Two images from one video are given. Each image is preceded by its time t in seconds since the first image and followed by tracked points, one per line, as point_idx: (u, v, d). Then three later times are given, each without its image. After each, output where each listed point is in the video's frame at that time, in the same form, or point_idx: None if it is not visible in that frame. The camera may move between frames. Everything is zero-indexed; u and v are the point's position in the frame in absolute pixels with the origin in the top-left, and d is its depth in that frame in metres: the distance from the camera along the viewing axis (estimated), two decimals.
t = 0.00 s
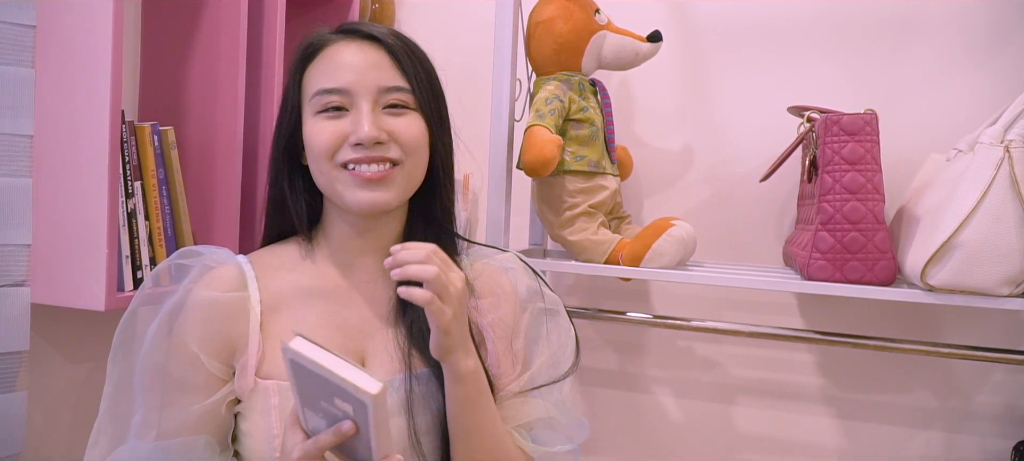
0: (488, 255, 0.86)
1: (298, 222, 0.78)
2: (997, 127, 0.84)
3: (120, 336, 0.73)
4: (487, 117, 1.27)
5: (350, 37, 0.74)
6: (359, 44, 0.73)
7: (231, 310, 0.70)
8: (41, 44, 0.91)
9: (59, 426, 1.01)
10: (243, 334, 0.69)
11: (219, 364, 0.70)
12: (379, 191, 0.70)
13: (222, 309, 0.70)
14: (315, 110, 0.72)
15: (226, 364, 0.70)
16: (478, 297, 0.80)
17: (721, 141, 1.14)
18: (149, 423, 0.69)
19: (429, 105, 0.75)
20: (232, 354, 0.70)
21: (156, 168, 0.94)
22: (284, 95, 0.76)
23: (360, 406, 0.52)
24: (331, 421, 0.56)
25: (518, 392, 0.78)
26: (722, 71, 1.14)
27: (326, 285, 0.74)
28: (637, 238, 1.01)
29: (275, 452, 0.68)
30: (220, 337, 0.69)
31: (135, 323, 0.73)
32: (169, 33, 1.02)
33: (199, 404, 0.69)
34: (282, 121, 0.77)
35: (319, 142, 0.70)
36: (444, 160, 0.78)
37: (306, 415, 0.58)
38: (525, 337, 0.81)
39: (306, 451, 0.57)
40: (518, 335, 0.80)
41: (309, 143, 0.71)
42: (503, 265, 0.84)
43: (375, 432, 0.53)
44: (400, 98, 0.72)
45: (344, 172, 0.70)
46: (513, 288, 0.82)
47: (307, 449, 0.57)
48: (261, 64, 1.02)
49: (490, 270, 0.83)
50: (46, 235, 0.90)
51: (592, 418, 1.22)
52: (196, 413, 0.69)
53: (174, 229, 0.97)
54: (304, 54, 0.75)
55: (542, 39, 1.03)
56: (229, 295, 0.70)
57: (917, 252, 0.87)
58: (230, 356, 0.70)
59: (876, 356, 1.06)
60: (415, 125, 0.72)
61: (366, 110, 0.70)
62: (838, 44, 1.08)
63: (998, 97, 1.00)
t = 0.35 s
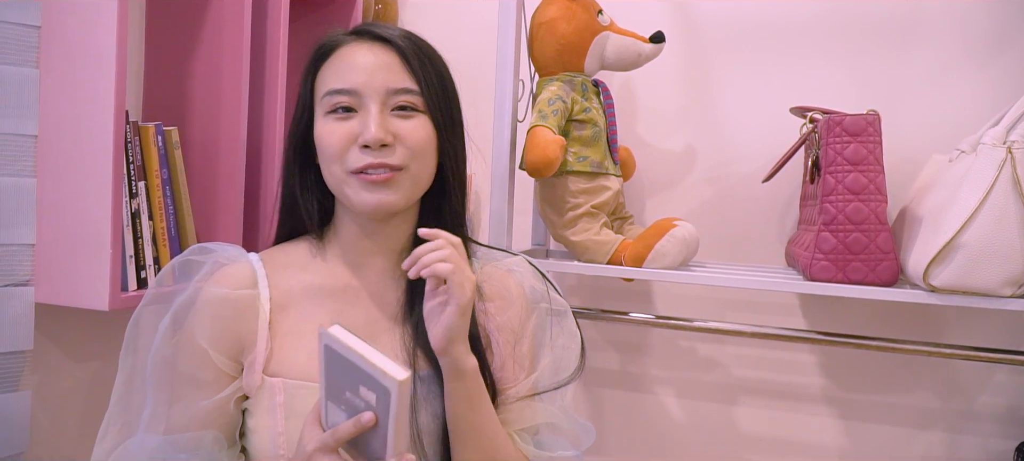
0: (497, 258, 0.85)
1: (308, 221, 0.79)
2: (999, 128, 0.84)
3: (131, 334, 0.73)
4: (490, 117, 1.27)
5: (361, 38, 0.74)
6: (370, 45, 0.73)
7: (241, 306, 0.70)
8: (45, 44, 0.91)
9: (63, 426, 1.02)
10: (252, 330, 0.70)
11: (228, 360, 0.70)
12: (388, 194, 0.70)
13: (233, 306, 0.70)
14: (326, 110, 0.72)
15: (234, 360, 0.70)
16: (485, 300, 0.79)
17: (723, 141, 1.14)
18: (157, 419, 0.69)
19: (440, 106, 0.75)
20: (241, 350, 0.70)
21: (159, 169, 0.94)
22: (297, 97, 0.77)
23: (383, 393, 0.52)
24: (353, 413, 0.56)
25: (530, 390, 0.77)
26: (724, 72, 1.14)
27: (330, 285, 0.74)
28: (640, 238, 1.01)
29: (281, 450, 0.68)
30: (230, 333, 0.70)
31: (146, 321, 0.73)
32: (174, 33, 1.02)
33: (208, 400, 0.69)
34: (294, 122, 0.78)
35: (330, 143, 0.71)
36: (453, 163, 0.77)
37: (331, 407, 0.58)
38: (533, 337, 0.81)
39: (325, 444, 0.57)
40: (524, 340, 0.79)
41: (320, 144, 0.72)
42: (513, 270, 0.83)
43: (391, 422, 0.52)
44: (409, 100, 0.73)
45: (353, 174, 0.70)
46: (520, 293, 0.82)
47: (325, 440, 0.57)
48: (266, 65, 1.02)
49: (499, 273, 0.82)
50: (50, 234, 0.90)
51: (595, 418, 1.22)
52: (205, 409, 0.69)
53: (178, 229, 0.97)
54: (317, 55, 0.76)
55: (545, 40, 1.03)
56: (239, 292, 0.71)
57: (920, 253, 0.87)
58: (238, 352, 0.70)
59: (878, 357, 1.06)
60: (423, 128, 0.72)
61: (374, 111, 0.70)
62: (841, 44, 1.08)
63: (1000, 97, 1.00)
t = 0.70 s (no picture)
0: (506, 261, 0.85)
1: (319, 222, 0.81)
2: (999, 128, 0.84)
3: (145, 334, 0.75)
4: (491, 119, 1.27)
5: (375, 40, 0.76)
6: (382, 47, 0.75)
7: (250, 307, 0.72)
8: (45, 46, 0.91)
9: (64, 429, 1.01)
10: (260, 330, 0.71)
11: (236, 359, 0.71)
12: (386, 193, 0.70)
13: (242, 306, 0.72)
14: (334, 108, 0.74)
15: (242, 360, 0.71)
16: (492, 303, 0.79)
17: (724, 142, 1.14)
18: (169, 416, 0.71)
19: (448, 110, 0.75)
20: (248, 350, 0.71)
21: (160, 170, 0.94)
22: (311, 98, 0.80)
23: (418, 378, 0.54)
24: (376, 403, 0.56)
25: (531, 403, 0.75)
26: (724, 72, 1.14)
27: (332, 286, 0.74)
28: (640, 239, 1.01)
29: (286, 449, 0.68)
30: (237, 333, 0.71)
31: (159, 320, 0.75)
32: (176, 34, 1.02)
33: (217, 398, 0.70)
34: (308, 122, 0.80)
35: (333, 140, 0.72)
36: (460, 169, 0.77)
37: (351, 398, 0.58)
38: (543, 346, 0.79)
39: (343, 431, 0.56)
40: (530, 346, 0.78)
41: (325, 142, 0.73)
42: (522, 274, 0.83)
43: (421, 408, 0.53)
44: (412, 101, 0.73)
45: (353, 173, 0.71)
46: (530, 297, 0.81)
47: (345, 425, 0.56)
48: (266, 65, 1.02)
49: (508, 278, 0.82)
50: (50, 237, 0.90)
51: (596, 419, 1.22)
52: (212, 407, 0.70)
53: (179, 231, 0.97)
54: (334, 54, 0.78)
55: (545, 41, 1.03)
56: (248, 293, 0.72)
57: (920, 253, 0.87)
58: (246, 352, 0.71)
59: (879, 357, 1.06)
60: (424, 131, 0.72)
61: (377, 110, 0.71)
62: (841, 44, 1.08)
63: (1001, 97, 1.00)
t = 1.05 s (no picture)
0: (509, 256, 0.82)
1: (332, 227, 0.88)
2: (999, 129, 0.84)
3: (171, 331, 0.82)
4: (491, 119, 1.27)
5: (390, 43, 0.78)
6: (395, 51, 0.76)
7: (260, 304, 0.78)
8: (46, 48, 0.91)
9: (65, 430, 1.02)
10: (265, 325, 0.77)
11: (244, 353, 0.77)
12: (386, 193, 0.72)
13: (252, 302, 0.78)
14: (347, 109, 0.77)
15: (249, 354, 0.77)
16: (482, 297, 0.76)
17: (725, 143, 1.14)
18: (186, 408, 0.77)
19: (455, 115, 0.75)
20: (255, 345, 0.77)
21: (161, 172, 0.94)
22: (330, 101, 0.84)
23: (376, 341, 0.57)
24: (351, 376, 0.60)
25: (519, 402, 0.71)
26: (724, 73, 1.14)
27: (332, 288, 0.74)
28: (640, 240, 1.01)
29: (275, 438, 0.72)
30: (247, 327, 0.78)
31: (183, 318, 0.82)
32: (177, 35, 1.02)
33: (227, 389, 0.76)
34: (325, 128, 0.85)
35: (342, 140, 0.75)
36: (464, 175, 0.77)
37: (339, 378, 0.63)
38: (538, 341, 0.75)
39: (319, 401, 0.61)
40: (520, 339, 0.74)
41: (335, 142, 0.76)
42: (520, 267, 0.79)
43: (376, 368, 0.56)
44: (419, 106, 0.74)
45: (357, 172, 0.73)
46: (524, 289, 0.77)
47: (321, 394, 0.60)
48: (267, 66, 1.02)
49: (505, 271, 0.79)
50: (52, 238, 0.90)
51: (596, 419, 1.22)
52: (223, 399, 0.76)
53: (180, 232, 0.97)
54: (353, 57, 0.81)
55: (546, 42, 1.03)
56: (259, 289, 0.79)
57: (920, 254, 0.87)
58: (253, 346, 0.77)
59: (879, 357, 1.07)
60: (429, 139, 0.73)
61: (384, 114, 0.73)
62: (841, 45, 1.08)
63: (1002, 97, 1.00)
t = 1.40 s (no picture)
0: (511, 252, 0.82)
1: (341, 225, 0.88)
2: (998, 130, 0.84)
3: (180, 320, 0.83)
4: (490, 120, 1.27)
5: (404, 42, 0.78)
6: (408, 50, 0.77)
7: (265, 294, 0.79)
8: (45, 48, 0.91)
9: (64, 429, 1.02)
10: (271, 316, 0.78)
11: (248, 343, 0.78)
12: (389, 190, 0.72)
13: (258, 293, 0.80)
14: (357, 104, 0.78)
15: (253, 344, 0.78)
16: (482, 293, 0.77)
17: (724, 143, 1.14)
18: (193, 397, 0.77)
19: (464, 118, 0.75)
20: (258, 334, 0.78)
21: (160, 171, 0.94)
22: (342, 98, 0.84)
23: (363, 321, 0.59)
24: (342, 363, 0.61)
25: (515, 398, 0.70)
26: (723, 74, 1.14)
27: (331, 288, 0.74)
28: (639, 240, 1.01)
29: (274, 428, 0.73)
30: (251, 317, 0.79)
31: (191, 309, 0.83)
32: (177, 36, 1.02)
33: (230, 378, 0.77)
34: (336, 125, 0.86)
35: (351, 135, 0.75)
36: (470, 178, 0.77)
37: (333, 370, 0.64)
38: (536, 337, 0.74)
39: (310, 389, 0.62)
40: (518, 334, 0.74)
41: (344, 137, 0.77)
42: (520, 261, 0.79)
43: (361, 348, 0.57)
44: (427, 106, 0.74)
45: (364, 167, 0.74)
46: (523, 285, 0.76)
47: (312, 381, 0.62)
48: (268, 67, 1.02)
49: (505, 266, 0.79)
50: (51, 238, 0.90)
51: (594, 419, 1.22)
52: (227, 389, 0.77)
53: (179, 232, 0.97)
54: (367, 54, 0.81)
55: (545, 42, 1.04)
56: (266, 280, 0.80)
57: (918, 254, 0.87)
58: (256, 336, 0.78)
59: (878, 357, 1.07)
60: (435, 138, 0.73)
61: (392, 111, 0.73)
62: (840, 45, 1.08)
63: (1001, 98, 1.00)
